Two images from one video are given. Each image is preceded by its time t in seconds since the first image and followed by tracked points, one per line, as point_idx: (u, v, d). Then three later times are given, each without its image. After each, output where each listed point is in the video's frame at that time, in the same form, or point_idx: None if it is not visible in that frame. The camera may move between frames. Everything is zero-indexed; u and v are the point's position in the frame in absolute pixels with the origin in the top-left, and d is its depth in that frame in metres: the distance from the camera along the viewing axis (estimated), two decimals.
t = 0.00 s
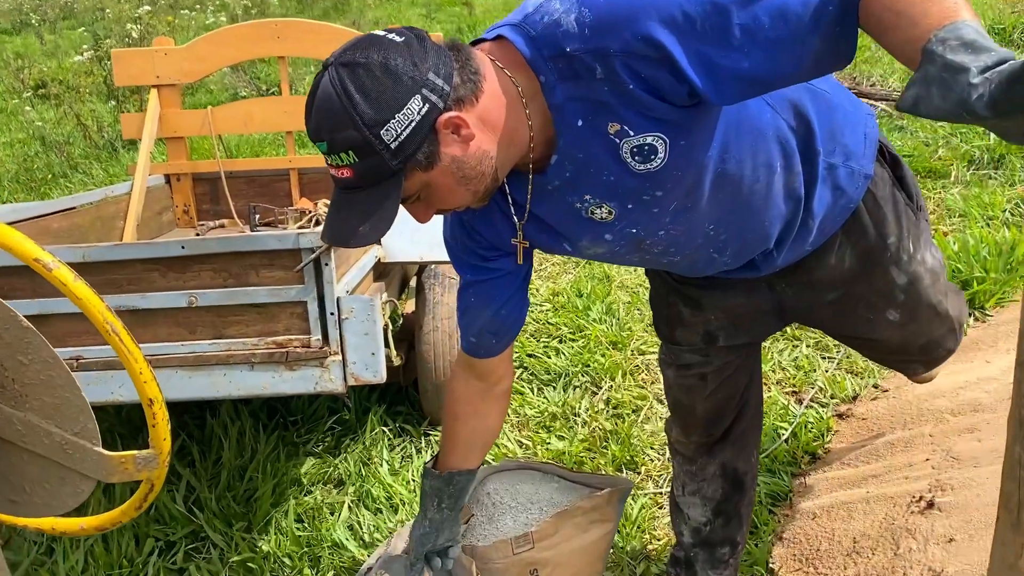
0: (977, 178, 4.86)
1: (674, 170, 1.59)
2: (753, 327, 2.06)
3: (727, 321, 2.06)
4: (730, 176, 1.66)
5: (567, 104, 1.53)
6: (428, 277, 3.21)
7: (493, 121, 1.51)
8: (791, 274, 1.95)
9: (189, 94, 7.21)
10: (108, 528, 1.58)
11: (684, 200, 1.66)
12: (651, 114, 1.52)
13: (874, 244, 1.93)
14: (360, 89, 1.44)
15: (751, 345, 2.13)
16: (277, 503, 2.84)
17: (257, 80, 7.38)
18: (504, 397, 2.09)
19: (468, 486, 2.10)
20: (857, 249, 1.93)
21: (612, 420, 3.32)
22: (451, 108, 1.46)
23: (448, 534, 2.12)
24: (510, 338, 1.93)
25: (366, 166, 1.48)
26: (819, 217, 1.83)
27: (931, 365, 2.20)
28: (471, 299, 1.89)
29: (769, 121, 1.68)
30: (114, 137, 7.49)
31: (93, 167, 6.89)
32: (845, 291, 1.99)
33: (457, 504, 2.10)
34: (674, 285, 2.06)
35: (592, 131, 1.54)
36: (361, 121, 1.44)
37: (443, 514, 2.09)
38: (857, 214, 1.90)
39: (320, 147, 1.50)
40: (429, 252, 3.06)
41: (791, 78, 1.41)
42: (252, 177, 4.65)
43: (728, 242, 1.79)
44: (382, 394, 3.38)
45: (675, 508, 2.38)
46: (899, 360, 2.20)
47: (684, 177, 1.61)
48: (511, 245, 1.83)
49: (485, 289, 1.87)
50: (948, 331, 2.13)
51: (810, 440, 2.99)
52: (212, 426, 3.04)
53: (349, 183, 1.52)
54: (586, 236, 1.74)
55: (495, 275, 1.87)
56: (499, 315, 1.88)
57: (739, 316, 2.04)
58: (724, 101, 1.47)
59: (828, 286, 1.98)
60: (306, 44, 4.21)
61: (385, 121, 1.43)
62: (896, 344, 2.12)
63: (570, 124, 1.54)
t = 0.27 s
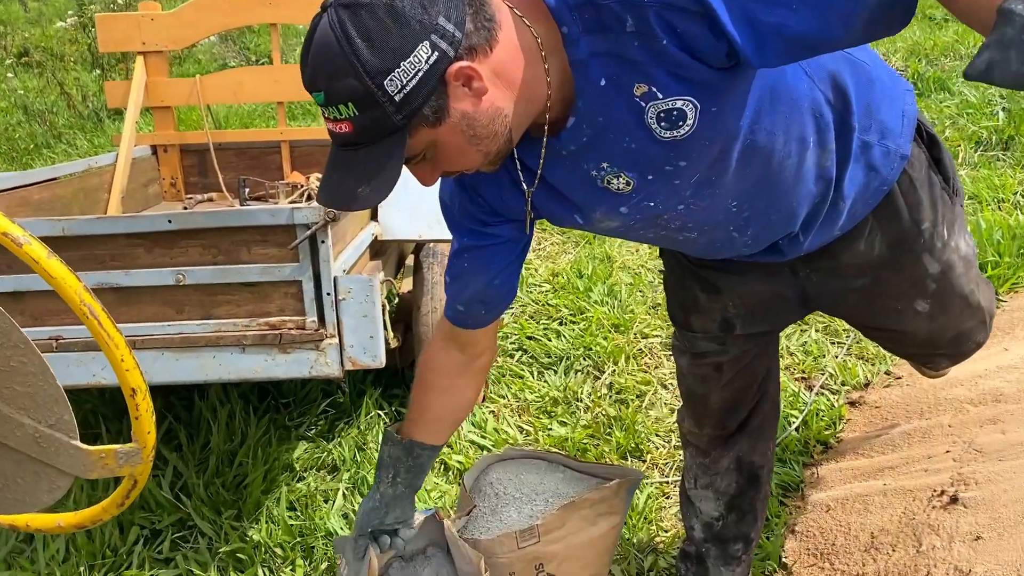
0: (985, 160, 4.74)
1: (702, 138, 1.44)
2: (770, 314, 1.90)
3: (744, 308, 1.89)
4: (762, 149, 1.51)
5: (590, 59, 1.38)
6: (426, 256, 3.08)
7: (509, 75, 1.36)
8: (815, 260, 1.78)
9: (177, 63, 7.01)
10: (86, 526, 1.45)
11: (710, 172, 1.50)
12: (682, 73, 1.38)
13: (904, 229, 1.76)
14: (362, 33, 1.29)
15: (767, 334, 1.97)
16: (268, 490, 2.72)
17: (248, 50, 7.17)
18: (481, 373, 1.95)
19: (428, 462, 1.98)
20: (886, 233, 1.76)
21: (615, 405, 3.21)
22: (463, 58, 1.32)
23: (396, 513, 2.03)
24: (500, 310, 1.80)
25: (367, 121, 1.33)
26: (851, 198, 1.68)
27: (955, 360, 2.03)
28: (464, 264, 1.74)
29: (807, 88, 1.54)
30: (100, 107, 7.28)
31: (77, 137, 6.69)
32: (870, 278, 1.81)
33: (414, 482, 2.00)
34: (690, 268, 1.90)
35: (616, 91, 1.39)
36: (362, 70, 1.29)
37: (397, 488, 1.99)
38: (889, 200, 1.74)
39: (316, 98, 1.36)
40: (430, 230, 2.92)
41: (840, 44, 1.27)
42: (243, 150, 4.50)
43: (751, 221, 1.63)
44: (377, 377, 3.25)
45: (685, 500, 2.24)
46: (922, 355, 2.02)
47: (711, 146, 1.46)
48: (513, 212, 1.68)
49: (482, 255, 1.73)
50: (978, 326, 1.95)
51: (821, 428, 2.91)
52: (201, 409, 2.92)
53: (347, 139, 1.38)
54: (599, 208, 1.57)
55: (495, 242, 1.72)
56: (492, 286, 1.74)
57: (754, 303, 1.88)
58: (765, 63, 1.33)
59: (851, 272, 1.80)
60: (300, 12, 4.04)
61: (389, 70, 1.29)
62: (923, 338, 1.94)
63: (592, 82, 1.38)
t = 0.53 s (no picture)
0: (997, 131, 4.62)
1: (732, 100, 1.34)
2: (792, 291, 1.80)
3: (764, 285, 1.79)
4: (795, 114, 1.40)
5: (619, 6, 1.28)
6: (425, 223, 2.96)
7: (525, 17, 1.28)
8: (843, 235, 1.68)
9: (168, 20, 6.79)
10: (62, 510, 1.35)
11: (737, 135, 1.39)
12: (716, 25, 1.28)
13: (943, 206, 1.66)
14: None
15: (788, 313, 1.86)
16: (260, 464, 2.63)
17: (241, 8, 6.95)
18: (481, 344, 1.80)
19: (420, 438, 1.82)
20: (921, 211, 1.66)
21: (618, 380, 3.13)
22: None
23: (384, 492, 1.86)
24: (504, 277, 1.68)
25: (371, 62, 1.24)
26: (883, 170, 1.56)
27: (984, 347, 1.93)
28: (467, 225, 1.63)
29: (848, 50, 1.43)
30: (89, 64, 7.07)
31: (65, 95, 6.50)
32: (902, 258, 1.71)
33: (404, 459, 1.83)
34: (708, 241, 1.79)
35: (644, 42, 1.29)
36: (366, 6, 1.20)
37: (386, 464, 1.82)
38: (922, 176, 1.63)
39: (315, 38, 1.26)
40: (429, 196, 2.78)
41: None
42: (236, 111, 4.35)
43: (777, 192, 1.52)
44: (374, 348, 3.16)
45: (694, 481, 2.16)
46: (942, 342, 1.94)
47: (741, 107, 1.35)
48: (522, 172, 1.58)
49: (487, 216, 1.62)
50: (1009, 311, 1.85)
51: (831, 406, 2.83)
52: (191, 378, 2.82)
53: (347, 84, 1.28)
54: (615, 171, 1.46)
55: (501, 202, 1.62)
56: (496, 250, 1.63)
57: (776, 280, 1.78)
58: (810, 15, 1.23)
59: (884, 251, 1.70)
60: None
61: (395, 6, 1.20)
62: (952, 322, 1.83)
63: (616, 33, 1.28)
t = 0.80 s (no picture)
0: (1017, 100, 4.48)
1: (768, 57, 1.26)
2: (816, 265, 1.71)
3: (787, 257, 1.71)
4: (835, 74, 1.31)
5: None
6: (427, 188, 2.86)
7: None
8: (875, 206, 1.59)
9: None
10: (43, 487, 1.30)
11: (773, 97, 1.31)
12: None
13: (983, 177, 1.57)
14: None
15: (812, 287, 1.78)
16: (255, 434, 2.56)
17: None
18: (495, 319, 1.73)
19: (430, 415, 1.75)
20: (959, 181, 1.57)
21: (624, 352, 3.05)
22: None
23: (391, 469, 1.82)
24: (520, 248, 1.60)
25: (376, 15, 1.13)
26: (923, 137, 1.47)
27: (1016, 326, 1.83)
28: (480, 193, 1.54)
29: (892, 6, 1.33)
30: (83, 20, 6.90)
31: (58, 52, 6.33)
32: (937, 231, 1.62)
33: (413, 436, 1.77)
34: (729, 210, 1.72)
35: None
36: None
37: (393, 441, 1.76)
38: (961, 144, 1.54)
39: None
40: (431, 159, 2.66)
41: None
42: (233, 69, 4.21)
43: (810, 159, 1.43)
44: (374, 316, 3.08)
45: (703, 459, 2.08)
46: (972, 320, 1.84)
47: (778, 67, 1.27)
48: (539, 138, 1.48)
49: (501, 184, 1.53)
50: None
51: (843, 382, 2.79)
52: (185, 345, 2.75)
53: (350, 39, 1.18)
54: (640, 137, 1.38)
55: (515, 168, 1.52)
56: (511, 220, 1.54)
57: (801, 252, 1.69)
58: None
59: (918, 224, 1.61)
60: None
61: None
62: (984, 297, 1.73)
63: None
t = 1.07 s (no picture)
0: None
1: (792, 8, 1.18)
2: (831, 233, 1.64)
3: (801, 225, 1.63)
4: (861, 29, 1.23)
5: None
6: (427, 151, 2.77)
7: None
8: (895, 171, 1.51)
9: None
10: (22, 456, 1.27)
11: (796, 53, 1.23)
12: None
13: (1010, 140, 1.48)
14: None
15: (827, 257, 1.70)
16: (251, 402, 2.51)
17: None
18: (510, 289, 1.68)
19: (448, 391, 1.70)
20: (983, 143, 1.49)
21: (628, 323, 2.99)
22: None
23: (411, 446, 1.75)
24: (533, 216, 1.54)
25: None
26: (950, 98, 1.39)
27: None
28: (488, 159, 1.47)
29: None
30: None
31: (55, 11, 6.21)
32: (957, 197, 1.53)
33: (432, 413, 1.72)
34: (743, 177, 1.65)
35: None
36: None
37: (412, 418, 1.71)
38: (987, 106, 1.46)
39: None
40: (432, 121, 2.58)
41: None
42: (232, 29, 4.10)
43: (832, 120, 1.35)
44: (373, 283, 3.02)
45: (707, 433, 2.03)
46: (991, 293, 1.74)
47: (803, 20, 1.19)
48: (548, 99, 1.40)
49: (510, 148, 1.45)
50: None
51: (852, 355, 2.73)
52: (180, 310, 2.69)
53: None
54: (653, 96, 1.29)
55: (523, 131, 1.45)
56: (521, 187, 1.47)
57: (816, 220, 1.62)
58: None
59: (938, 190, 1.53)
60: None
61: None
62: (1004, 267, 1.63)
63: None
